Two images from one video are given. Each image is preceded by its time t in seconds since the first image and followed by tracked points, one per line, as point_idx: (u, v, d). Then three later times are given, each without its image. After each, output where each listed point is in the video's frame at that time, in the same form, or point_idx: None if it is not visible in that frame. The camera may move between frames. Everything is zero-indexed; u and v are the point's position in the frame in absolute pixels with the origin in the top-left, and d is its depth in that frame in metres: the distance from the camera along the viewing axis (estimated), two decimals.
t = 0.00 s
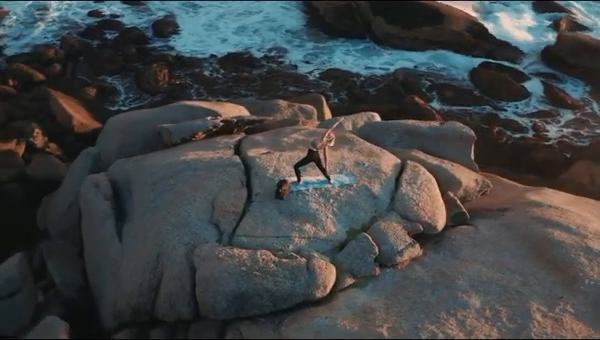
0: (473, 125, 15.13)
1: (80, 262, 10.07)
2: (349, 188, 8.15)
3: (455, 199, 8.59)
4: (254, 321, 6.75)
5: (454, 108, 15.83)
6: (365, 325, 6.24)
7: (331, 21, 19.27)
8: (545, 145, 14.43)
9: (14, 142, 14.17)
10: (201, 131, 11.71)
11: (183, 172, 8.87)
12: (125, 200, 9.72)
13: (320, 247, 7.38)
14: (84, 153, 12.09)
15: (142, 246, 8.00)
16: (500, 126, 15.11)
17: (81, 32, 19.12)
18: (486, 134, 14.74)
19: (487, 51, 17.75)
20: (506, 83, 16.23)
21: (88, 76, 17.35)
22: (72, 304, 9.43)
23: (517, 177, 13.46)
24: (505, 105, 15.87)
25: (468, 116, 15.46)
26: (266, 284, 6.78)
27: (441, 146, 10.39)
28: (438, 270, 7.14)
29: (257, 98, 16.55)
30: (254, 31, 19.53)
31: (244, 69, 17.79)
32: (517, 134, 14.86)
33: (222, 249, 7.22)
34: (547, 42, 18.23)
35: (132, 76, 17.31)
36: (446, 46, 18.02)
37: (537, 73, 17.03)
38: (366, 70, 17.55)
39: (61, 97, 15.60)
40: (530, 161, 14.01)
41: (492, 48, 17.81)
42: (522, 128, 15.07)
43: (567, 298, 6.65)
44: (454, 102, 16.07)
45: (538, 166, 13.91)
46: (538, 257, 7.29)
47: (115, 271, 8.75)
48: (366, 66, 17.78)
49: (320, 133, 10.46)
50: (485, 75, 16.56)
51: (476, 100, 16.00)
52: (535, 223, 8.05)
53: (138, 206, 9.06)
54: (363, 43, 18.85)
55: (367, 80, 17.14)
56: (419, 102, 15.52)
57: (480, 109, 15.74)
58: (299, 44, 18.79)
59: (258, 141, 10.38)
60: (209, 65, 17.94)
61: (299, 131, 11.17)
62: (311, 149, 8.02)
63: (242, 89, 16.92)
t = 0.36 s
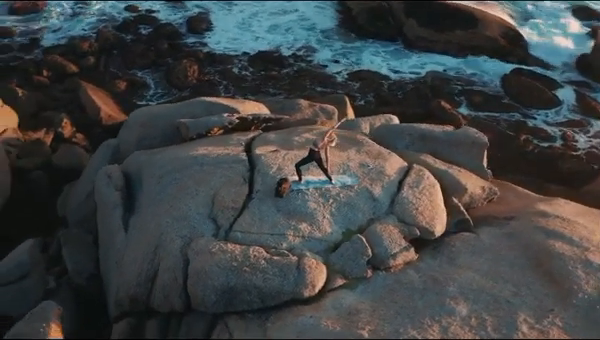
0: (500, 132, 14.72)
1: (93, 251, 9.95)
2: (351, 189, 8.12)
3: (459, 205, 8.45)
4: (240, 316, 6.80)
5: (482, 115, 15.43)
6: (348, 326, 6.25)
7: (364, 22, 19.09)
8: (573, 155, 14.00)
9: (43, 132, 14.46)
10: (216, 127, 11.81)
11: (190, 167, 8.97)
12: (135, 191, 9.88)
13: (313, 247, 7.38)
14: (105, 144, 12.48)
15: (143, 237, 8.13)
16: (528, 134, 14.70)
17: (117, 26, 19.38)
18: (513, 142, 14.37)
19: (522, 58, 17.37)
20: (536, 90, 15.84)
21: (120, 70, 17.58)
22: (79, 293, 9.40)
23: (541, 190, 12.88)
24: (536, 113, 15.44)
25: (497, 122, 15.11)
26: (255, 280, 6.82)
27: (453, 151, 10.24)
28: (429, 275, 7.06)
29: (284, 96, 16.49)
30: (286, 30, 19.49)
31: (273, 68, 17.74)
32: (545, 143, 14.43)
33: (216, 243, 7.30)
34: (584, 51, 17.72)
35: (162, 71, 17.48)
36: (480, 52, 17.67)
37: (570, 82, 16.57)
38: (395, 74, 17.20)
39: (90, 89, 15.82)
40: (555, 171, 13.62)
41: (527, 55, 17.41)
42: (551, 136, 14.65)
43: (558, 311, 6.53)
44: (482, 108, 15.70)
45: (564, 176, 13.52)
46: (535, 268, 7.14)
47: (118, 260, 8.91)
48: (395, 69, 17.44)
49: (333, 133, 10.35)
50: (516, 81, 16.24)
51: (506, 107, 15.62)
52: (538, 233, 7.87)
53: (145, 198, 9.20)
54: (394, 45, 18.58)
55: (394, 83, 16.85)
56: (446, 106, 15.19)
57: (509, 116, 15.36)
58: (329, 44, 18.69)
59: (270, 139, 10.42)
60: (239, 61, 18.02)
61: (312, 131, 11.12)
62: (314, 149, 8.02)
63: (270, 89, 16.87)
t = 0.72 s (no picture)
0: (527, 141, 14.30)
1: (107, 241, 10.21)
2: (350, 190, 8.11)
3: (461, 211, 8.31)
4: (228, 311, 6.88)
5: (508, 122, 14.99)
6: (330, 325, 6.33)
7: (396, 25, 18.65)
8: None
9: (70, 122, 14.38)
10: (231, 124, 11.88)
11: (196, 162, 9.05)
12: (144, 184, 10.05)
13: (306, 246, 7.40)
14: (125, 138, 12.71)
15: (144, 229, 8.26)
16: (554, 144, 14.28)
17: (151, 21, 19.52)
18: (538, 151, 13.97)
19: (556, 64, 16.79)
20: (566, 99, 15.43)
21: (149, 65, 17.61)
22: (89, 279, 9.74)
23: (564, 202, 12.44)
24: (564, 123, 14.97)
25: (524, 130, 14.71)
26: (244, 275, 6.88)
27: (464, 157, 10.11)
28: (419, 279, 7.02)
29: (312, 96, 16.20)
30: (317, 30, 19.21)
31: (302, 69, 17.45)
32: (571, 153, 13.99)
33: (209, 238, 7.37)
34: None
35: (191, 68, 17.39)
36: (508, 59, 17.04)
37: None
38: (422, 77, 16.74)
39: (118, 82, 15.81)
40: (581, 182, 13.17)
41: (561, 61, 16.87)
42: (579, 146, 14.19)
43: (544, 322, 6.50)
44: (509, 115, 15.26)
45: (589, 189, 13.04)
46: (529, 278, 7.07)
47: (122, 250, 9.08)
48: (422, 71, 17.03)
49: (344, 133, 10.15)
50: (545, 88, 15.83)
51: (534, 115, 15.17)
52: (538, 242, 7.73)
53: (151, 191, 9.35)
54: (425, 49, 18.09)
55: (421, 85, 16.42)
56: (472, 111, 14.75)
57: (536, 124, 14.94)
58: (357, 44, 18.37)
59: (279, 137, 10.43)
60: (268, 59, 17.86)
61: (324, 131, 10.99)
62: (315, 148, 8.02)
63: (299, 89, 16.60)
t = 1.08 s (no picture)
0: (549, 150, 13.95)
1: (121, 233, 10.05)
2: (351, 191, 8.04)
3: (463, 217, 8.15)
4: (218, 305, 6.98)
5: (530, 130, 14.64)
6: (314, 324, 6.44)
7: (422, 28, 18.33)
8: None
9: (93, 116, 14.50)
10: (243, 122, 11.88)
11: (200, 155, 9.06)
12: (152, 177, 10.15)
13: (299, 245, 7.45)
14: (142, 132, 12.88)
15: (145, 221, 8.35)
16: (577, 153, 13.92)
17: (180, 18, 19.71)
18: (559, 160, 13.63)
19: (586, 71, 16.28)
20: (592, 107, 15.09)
21: (175, 61, 17.78)
22: (97, 271, 9.65)
23: (580, 213, 12.28)
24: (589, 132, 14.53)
25: (546, 138, 14.37)
26: (235, 271, 6.94)
27: (473, 163, 9.98)
28: (410, 283, 7.07)
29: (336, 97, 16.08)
30: (344, 31, 19.11)
31: (326, 69, 17.29)
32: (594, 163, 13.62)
33: (204, 233, 7.40)
34: None
35: (216, 66, 17.47)
36: (537, 65, 16.55)
37: None
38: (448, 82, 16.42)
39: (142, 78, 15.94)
40: None
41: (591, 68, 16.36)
42: None
43: (530, 331, 6.51)
44: (532, 122, 14.89)
45: None
46: (523, 287, 7.07)
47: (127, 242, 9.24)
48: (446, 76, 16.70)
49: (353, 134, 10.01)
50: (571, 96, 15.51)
51: (559, 124, 14.79)
52: (538, 250, 7.63)
53: (157, 185, 9.47)
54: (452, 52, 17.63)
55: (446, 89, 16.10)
56: (494, 117, 14.39)
57: (559, 132, 14.56)
58: (382, 46, 18.22)
59: (288, 136, 10.43)
60: (293, 58, 17.78)
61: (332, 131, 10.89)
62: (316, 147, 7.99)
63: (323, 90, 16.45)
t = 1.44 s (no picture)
0: (575, 160, 13.60)
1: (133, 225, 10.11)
2: (349, 192, 8.02)
3: (464, 223, 8.04)
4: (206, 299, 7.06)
5: (557, 138, 14.28)
6: (297, 321, 6.51)
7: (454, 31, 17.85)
8: None
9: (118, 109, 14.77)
10: (257, 119, 11.90)
11: (206, 150, 9.10)
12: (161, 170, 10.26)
13: (292, 243, 7.45)
14: (160, 126, 13.04)
15: (147, 213, 8.47)
16: None
17: (212, 15, 19.83)
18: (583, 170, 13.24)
19: None
20: None
21: (202, 57, 17.88)
22: (106, 262, 9.68)
23: None
24: None
25: (572, 148, 14.03)
26: (224, 266, 7.01)
27: (483, 169, 9.80)
28: (398, 287, 7.08)
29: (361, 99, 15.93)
30: (374, 31, 18.98)
31: (352, 70, 17.12)
32: None
33: (199, 228, 7.48)
34: None
35: (243, 63, 17.54)
36: (568, 72, 16.12)
37: None
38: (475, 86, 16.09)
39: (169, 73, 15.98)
40: None
41: None
42: None
43: None
44: (559, 131, 14.49)
45: None
46: (513, 296, 6.99)
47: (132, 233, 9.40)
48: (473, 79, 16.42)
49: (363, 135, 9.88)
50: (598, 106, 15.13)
51: (586, 134, 14.46)
52: (536, 260, 7.51)
53: (164, 178, 9.59)
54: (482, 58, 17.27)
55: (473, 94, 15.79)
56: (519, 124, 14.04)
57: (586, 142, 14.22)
58: (409, 47, 18.00)
59: (297, 135, 10.41)
60: (321, 58, 17.68)
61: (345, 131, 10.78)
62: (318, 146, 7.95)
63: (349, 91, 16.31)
